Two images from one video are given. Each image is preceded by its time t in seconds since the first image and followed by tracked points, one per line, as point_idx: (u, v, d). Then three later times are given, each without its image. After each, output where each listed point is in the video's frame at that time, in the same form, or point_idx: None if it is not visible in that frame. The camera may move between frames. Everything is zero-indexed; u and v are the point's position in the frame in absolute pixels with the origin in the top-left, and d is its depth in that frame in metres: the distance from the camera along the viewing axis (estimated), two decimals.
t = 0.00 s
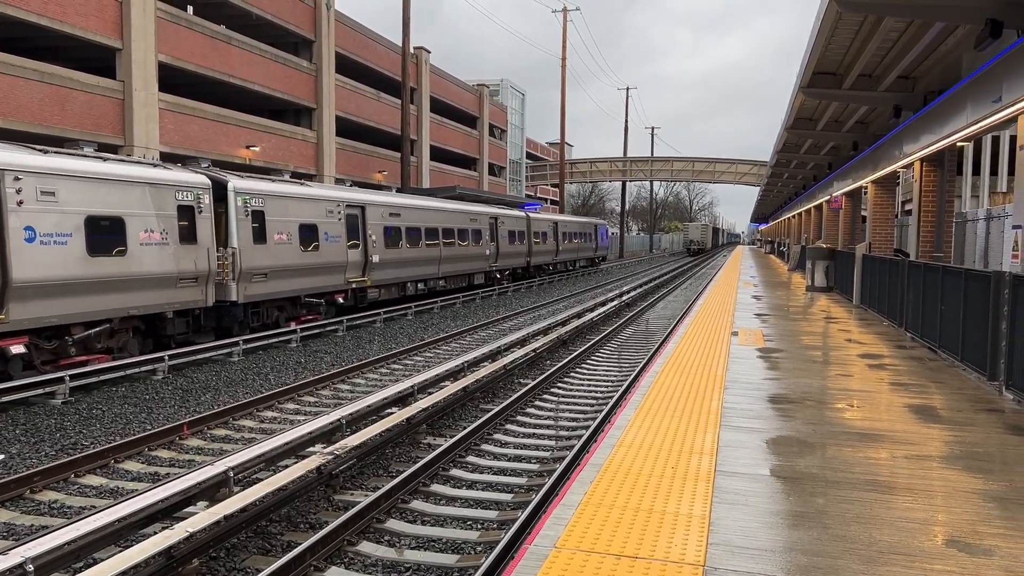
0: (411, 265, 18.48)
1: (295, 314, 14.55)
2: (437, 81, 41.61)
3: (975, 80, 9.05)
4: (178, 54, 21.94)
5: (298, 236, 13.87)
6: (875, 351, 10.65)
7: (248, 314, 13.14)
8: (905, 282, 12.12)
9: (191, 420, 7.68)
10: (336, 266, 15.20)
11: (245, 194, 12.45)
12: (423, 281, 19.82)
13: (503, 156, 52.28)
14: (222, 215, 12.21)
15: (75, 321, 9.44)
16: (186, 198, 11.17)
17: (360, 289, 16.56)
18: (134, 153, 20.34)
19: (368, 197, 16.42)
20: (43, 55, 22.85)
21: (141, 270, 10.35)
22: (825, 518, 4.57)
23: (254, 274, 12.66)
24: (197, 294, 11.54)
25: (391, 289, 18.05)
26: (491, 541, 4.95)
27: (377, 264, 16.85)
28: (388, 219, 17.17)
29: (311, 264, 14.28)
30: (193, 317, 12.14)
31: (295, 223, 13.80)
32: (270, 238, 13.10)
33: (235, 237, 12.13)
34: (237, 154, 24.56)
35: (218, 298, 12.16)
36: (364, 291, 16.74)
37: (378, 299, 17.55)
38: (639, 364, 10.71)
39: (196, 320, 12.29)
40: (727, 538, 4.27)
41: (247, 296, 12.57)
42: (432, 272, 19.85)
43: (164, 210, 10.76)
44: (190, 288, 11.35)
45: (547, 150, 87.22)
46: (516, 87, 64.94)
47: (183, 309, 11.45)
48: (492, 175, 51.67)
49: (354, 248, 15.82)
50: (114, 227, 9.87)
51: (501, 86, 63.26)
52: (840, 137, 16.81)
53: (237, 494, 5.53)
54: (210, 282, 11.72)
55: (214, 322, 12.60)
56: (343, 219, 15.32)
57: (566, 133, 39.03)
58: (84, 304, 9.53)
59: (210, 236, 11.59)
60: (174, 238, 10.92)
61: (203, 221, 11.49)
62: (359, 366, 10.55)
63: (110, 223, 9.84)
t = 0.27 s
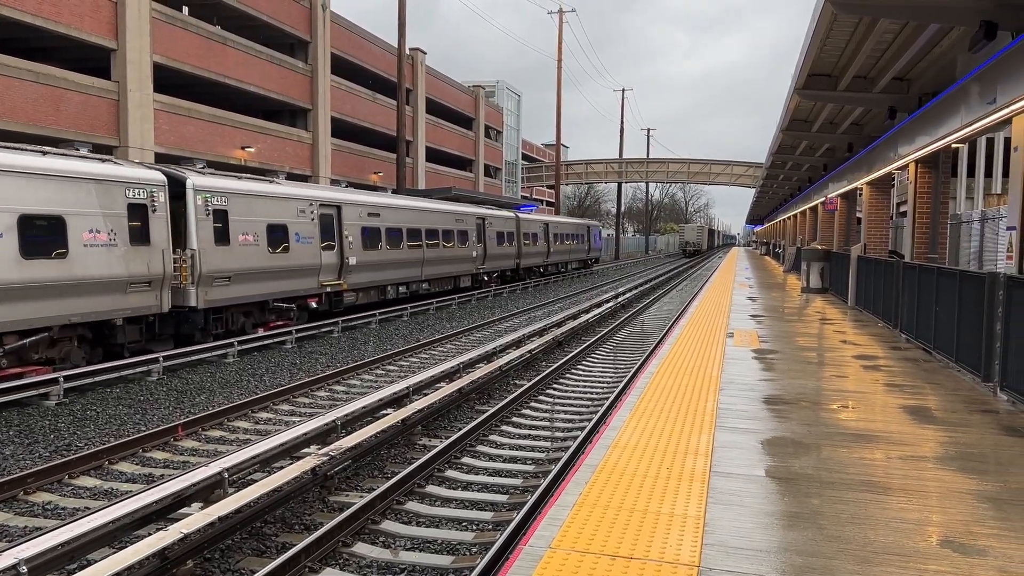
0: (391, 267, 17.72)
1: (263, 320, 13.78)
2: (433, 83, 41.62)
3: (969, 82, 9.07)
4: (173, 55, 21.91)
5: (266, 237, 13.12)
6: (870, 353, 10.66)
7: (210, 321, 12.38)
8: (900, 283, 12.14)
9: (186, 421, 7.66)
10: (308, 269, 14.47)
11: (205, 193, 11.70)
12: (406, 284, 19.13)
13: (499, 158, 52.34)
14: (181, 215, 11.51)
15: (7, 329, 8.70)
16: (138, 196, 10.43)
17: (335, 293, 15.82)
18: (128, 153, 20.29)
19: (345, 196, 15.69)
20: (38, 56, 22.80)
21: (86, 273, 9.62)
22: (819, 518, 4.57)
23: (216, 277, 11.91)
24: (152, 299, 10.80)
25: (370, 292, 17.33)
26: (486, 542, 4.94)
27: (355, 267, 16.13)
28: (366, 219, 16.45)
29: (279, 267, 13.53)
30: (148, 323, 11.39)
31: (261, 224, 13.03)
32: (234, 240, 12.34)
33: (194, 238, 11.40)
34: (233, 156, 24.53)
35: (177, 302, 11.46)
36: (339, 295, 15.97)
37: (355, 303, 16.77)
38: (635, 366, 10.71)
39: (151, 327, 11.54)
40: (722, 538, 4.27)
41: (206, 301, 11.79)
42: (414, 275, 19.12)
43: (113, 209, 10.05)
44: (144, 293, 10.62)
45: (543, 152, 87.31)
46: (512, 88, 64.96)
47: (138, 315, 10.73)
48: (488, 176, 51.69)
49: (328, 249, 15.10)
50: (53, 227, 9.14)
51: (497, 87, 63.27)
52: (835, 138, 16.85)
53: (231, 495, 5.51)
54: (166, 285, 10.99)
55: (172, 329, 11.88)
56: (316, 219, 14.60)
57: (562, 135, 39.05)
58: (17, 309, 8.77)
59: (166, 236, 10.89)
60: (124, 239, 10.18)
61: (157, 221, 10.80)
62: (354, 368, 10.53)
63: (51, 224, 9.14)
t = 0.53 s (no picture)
0: (371, 269, 17.13)
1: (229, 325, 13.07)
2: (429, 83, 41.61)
3: (964, 82, 9.09)
4: (168, 54, 21.86)
5: (230, 237, 12.42)
6: (865, 352, 10.69)
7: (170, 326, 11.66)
8: (895, 283, 12.16)
9: (181, 421, 7.64)
10: (280, 270, 13.82)
11: (162, 190, 11.01)
12: (386, 286, 18.51)
13: (495, 157, 52.38)
14: (135, 213, 10.83)
15: None
16: (83, 193, 9.75)
17: (309, 296, 15.15)
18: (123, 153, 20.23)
19: (319, 194, 15.04)
20: (33, 55, 22.71)
21: (24, 276, 8.93)
22: (815, 518, 4.57)
23: (174, 280, 11.22)
24: (99, 305, 10.07)
25: (347, 295, 16.68)
26: (482, 542, 4.93)
27: (331, 268, 15.49)
28: (343, 218, 15.83)
29: (247, 268, 12.84)
30: (98, 330, 10.68)
31: (225, 224, 12.32)
32: (195, 240, 11.66)
33: (149, 238, 10.72)
34: (228, 156, 24.48)
35: (130, 307, 10.77)
36: (313, 298, 15.27)
37: (331, 306, 16.10)
38: (630, 366, 10.72)
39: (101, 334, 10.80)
40: (718, 538, 4.27)
41: (163, 306, 11.08)
42: (396, 276, 18.52)
43: (56, 208, 9.36)
44: (90, 297, 9.92)
45: (539, 152, 87.37)
46: (507, 88, 64.95)
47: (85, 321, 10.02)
48: (484, 176, 51.70)
49: (301, 250, 14.45)
50: None
51: (493, 87, 63.26)
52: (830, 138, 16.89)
53: (226, 496, 5.49)
54: (116, 289, 10.28)
55: (126, 336, 11.10)
56: (288, 217, 13.93)
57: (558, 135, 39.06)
58: None
59: (116, 236, 10.20)
60: (68, 240, 9.50)
61: (106, 219, 10.11)
62: (350, 368, 10.52)
63: None
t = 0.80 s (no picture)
0: (350, 270, 16.39)
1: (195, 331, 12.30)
2: (425, 82, 41.56)
3: (959, 82, 9.10)
4: (163, 54, 21.80)
5: (194, 237, 11.69)
6: (861, 351, 10.71)
7: (124, 333, 10.87)
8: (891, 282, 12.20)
9: (177, 421, 7.63)
10: (250, 272, 13.08)
11: (115, 187, 10.24)
12: (368, 288, 17.85)
13: (491, 157, 52.35)
14: (84, 210, 10.05)
15: None
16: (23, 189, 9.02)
17: (284, 299, 14.43)
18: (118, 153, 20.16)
19: (293, 191, 14.28)
20: (27, 55, 22.63)
21: None
22: (811, 517, 4.59)
23: (127, 283, 10.44)
24: (42, 310, 9.32)
25: (326, 299, 15.96)
26: (478, 542, 4.93)
27: (307, 269, 14.79)
28: (319, 217, 15.12)
29: (211, 270, 12.07)
30: (41, 338, 9.91)
31: (187, 223, 11.57)
32: (153, 241, 10.92)
33: (100, 237, 9.96)
34: (224, 155, 24.43)
35: (80, 312, 10.02)
36: (287, 302, 14.55)
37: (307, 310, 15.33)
38: (627, 365, 10.73)
39: (45, 342, 10.04)
40: (714, 537, 4.27)
41: (116, 311, 10.31)
42: (378, 278, 17.90)
43: None
44: (32, 303, 9.19)
45: (535, 152, 87.33)
46: (504, 88, 64.86)
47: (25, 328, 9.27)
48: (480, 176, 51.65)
49: (273, 250, 13.69)
50: None
51: (489, 86, 63.17)
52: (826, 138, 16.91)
53: (223, 496, 5.49)
54: (61, 293, 9.56)
55: (76, 343, 10.47)
56: (258, 216, 13.19)
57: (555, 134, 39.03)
58: None
59: (61, 236, 9.50)
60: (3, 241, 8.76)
61: (50, 218, 9.39)
62: (346, 368, 10.50)
63: None
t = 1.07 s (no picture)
0: (326, 270, 15.84)
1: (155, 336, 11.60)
2: (420, 81, 41.52)
3: (954, 80, 9.11)
4: (157, 52, 21.72)
5: (151, 235, 11.01)
6: (856, 349, 10.74)
7: (73, 339, 10.10)
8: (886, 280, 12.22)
9: (172, 421, 7.61)
10: (216, 273, 12.43)
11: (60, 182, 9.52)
12: (346, 288, 17.31)
13: (486, 156, 52.34)
14: (25, 206, 9.25)
15: None
16: None
17: (253, 301, 13.77)
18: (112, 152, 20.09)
19: (262, 186, 13.68)
20: (21, 53, 22.51)
21: None
22: (806, 514, 4.60)
23: (75, 286, 9.71)
24: None
25: (302, 300, 15.37)
26: (474, 540, 4.94)
27: (279, 269, 14.22)
28: (292, 214, 14.54)
29: (173, 271, 11.42)
30: None
31: (142, 221, 10.88)
32: (105, 239, 10.22)
33: (43, 236, 9.20)
34: (219, 154, 24.37)
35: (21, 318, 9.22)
36: (258, 303, 13.93)
37: (280, 313, 14.78)
38: (623, 363, 10.74)
39: None
40: (710, 535, 4.28)
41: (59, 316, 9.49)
42: (358, 278, 17.41)
43: None
44: None
45: (530, 150, 87.31)
46: (499, 86, 64.81)
47: None
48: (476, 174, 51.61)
49: (242, 249, 13.06)
50: None
51: (484, 85, 63.09)
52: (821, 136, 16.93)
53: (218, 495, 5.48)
54: None
55: (18, 351, 9.58)
56: (224, 213, 12.58)
57: (550, 133, 39.02)
58: None
59: None
60: None
61: None
62: (341, 367, 10.49)
63: None
